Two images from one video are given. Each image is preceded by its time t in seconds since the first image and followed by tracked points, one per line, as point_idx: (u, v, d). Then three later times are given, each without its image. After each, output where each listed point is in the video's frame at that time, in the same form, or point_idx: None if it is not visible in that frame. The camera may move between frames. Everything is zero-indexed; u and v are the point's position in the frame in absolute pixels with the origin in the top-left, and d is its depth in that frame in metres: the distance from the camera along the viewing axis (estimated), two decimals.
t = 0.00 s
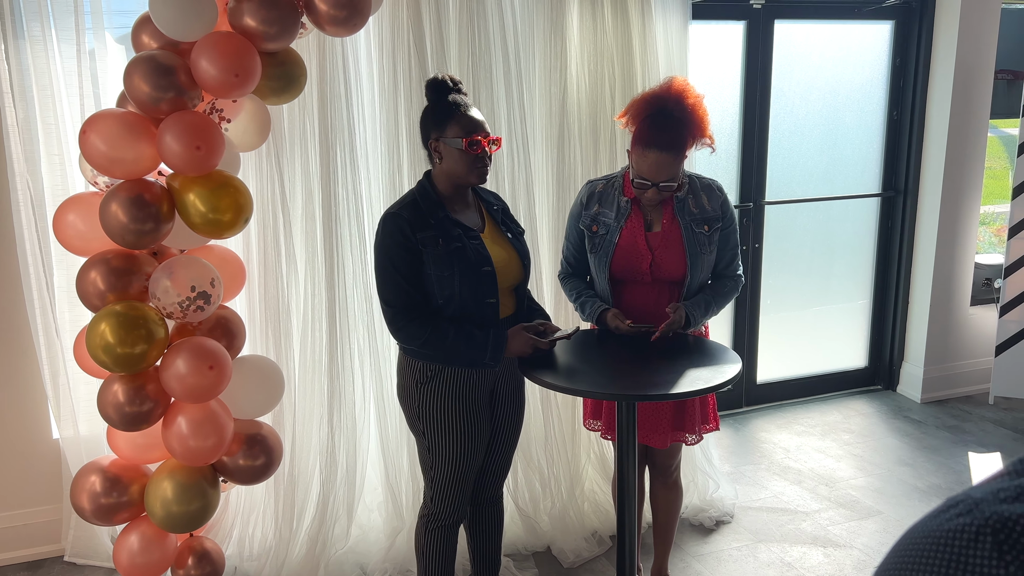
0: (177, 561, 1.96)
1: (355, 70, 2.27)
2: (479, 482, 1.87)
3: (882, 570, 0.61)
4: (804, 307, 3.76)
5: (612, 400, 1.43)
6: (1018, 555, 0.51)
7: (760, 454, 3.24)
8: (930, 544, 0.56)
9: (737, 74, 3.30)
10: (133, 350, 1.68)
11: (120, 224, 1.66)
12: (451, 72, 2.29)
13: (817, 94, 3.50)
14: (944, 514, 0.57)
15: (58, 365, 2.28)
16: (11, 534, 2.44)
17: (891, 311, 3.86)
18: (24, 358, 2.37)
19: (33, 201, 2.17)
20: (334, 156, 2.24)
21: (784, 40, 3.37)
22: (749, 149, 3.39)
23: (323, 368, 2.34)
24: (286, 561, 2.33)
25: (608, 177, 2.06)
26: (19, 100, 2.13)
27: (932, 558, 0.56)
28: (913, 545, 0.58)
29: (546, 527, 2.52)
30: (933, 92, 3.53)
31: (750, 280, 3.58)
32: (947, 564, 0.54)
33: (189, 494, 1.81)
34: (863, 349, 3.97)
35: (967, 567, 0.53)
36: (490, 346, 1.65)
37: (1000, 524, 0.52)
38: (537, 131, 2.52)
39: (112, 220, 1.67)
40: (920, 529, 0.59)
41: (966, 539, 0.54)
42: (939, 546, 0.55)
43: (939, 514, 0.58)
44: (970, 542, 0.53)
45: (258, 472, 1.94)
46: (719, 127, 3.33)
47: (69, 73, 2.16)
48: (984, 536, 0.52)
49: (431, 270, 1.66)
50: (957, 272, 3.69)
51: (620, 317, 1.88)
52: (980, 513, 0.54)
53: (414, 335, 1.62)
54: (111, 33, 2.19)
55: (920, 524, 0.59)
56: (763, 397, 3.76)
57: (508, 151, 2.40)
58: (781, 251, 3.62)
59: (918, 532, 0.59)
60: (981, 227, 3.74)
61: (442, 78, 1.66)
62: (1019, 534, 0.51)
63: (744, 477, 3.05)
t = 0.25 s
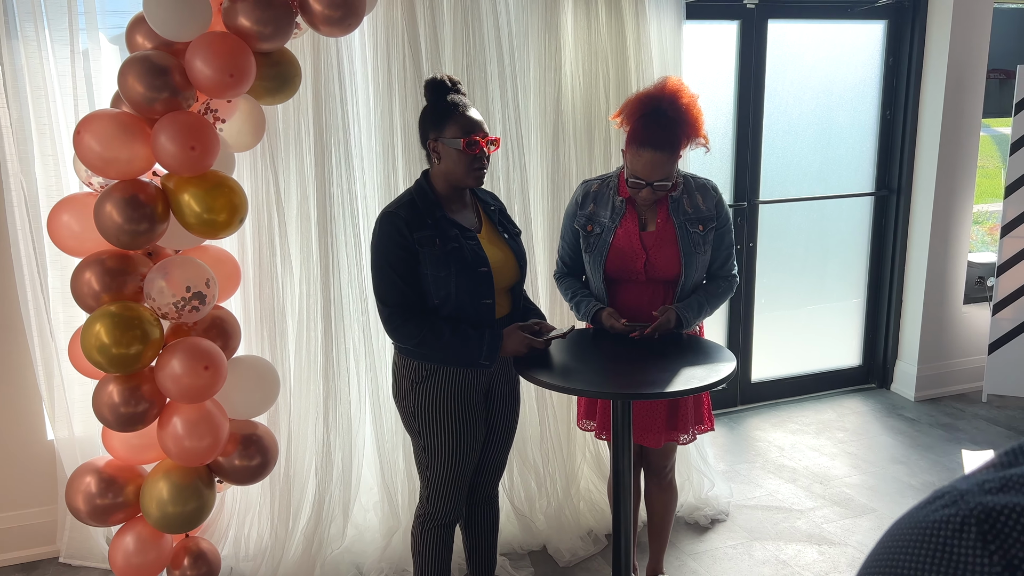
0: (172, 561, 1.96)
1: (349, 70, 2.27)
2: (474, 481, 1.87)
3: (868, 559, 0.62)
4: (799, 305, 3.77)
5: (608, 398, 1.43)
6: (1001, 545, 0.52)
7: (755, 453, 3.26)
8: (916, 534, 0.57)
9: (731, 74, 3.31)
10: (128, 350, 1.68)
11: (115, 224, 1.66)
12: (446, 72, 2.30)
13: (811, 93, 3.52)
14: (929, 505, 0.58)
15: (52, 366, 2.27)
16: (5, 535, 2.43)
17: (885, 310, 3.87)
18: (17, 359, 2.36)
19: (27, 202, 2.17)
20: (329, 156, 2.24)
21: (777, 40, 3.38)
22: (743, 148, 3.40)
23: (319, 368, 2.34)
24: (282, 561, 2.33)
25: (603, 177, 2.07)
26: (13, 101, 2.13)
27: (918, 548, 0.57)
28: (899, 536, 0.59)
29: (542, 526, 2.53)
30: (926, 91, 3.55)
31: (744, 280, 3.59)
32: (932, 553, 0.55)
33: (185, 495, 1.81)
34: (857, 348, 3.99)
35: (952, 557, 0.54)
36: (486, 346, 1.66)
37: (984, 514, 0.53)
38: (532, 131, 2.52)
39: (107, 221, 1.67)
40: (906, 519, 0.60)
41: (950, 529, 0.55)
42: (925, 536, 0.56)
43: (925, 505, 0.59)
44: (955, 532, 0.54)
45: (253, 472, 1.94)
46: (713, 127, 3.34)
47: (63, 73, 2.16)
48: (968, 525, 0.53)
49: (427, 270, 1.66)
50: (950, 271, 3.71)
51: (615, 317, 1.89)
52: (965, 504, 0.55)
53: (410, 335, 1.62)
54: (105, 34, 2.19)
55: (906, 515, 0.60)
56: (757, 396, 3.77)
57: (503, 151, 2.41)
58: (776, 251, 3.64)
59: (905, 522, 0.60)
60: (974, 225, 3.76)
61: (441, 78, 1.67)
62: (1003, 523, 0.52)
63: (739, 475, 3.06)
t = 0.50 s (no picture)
0: (168, 562, 1.96)
1: (345, 70, 2.27)
2: (470, 481, 1.88)
3: (857, 553, 0.63)
4: (794, 304, 3.79)
5: (604, 397, 1.44)
6: (989, 536, 0.53)
7: (750, 451, 3.27)
8: (905, 527, 0.58)
9: (726, 73, 3.32)
10: (124, 350, 1.68)
11: (110, 224, 1.66)
12: (442, 72, 2.30)
13: (805, 92, 3.53)
14: (919, 498, 0.59)
15: (48, 366, 2.27)
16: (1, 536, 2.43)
17: (879, 308, 3.89)
18: (12, 359, 2.36)
19: (22, 202, 2.16)
20: (325, 156, 2.25)
21: (772, 39, 3.39)
22: (738, 148, 3.41)
23: (315, 368, 2.34)
24: (279, 561, 2.33)
25: (600, 176, 2.07)
26: (7, 101, 2.12)
27: (907, 541, 0.57)
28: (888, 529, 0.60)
29: (538, 525, 2.53)
30: (920, 91, 3.56)
31: (740, 279, 3.60)
32: (921, 545, 0.56)
33: (181, 495, 1.81)
34: (851, 347, 4.01)
35: (940, 548, 0.55)
36: (483, 346, 1.66)
37: (972, 506, 0.53)
38: (528, 130, 2.52)
39: (102, 221, 1.67)
40: (895, 513, 0.60)
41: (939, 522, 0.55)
42: (914, 528, 0.57)
43: (914, 498, 0.59)
44: (943, 524, 0.55)
45: (249, 472, 1.94)
46: (708, 126, 3.35)
47: (58, 73, 2.16)
48: (957, 518, 0.54)
49: (426, 270, 1.66)
50: (944, 269, 3.73)
51: (611, 316, 1.89)
52: (953, 496, 0.55)
53: (407, 335, 1.63)
54: (100, 34, 2.18)
55: (895, 509, 0.61)
56: (753, 395, 3.79)
57: (498, 150, 2.41)
58: (771, 250, 3.65)
59: (894, 516, 0.60)
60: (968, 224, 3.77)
61: (445, 77, 1.67)
62: (990, 515, 0.53)
63: (734, 474, 3.07)
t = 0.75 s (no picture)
0: (166, 561, 1.96)
1: (342, 69, 2.27)
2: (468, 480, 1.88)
3: (850, 548, 0.63)
4: (791, 303, 3.79)
5: (603, 395, 1.44)
6: (979, 529, 0.53)
7: (748, 450, 3.27)
8: (897, 522, 0.58)
9: (723, 72, 3.33)
10: (121, 350, 1.67)
11: (107, 223, 1.66)
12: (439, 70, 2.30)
13: (802, 91, 3.53)
14: (911, 492, 0.59)
15: (44, 366, 2.27)
16: None
17: (876, 307, 3.90)
18: (9, 359, 2.35)
19: (19, 201, 2.16)
20: (322, 155, 2.24)
21: (769, 38, 3.40)
22: (735, 146, 3.41)
23: (312, 367, 2.34)
24: (276, 560, 2.33)
25: (598, 175, 2.08)
26: (4, 100, 2.12)
27: (899, 535, 0.57)
28: (880, 523, 0.60)
29: (536, 524, 2.53)
30: (916, 90, 3.57)
31: (737, 278, 3.60)
32: (914, 539, 0.56)
33: (179, 494, 1.81)
34: (848, 345, 4.01)
35: (932, 541, 0.55)
36: (481, 346, 1.66)
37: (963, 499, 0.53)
38: (525, 129, 2.52)
39: (99, 220, 1.66)
40: (888, 508, 0.60)
41: (931, 515, 0.55)
42: (906, 522, 0.57)
43: (906, 492, 0.59)
44: (935, 518, 0.55)
45: (247, 472, 1.93)
46: (705, 125, 3.35)
47: (54, 72, 2.15)
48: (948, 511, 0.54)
49: (426, 270, 1.66)
50: (941, 268, 3.74)
51: (609, 314, 1.89)
52: (945, 490, 0.55)
53: (406, 334, 1.63)
54: (96, 33, 2.18)
55: (887, 504, 0.61)
56: (750, 394, 3.79)
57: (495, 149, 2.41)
58: (768, 249, 3.66)
59: (886, 510, 0.60)
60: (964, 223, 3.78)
61: (449, 76, 1.67)
62: (981, 508, 0.53)
63: (732, 472, 3.07)
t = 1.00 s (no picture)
0: (163, 561, 1.95)
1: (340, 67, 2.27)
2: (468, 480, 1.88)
3: (844, 544, 0.63)
4: (789, 302, 3.80)
5: (601, 395, 1.44)
6: (971, 525, 0.52)
7: (746, 449, 3.27)
8: (889, 518, 0.57)
9: (721, 71, 3.33)
10: (117, 349, 1.67)
11: (104, 222, 1.65)
12: (437, 69, 2.30)
13: (800, 90, 3.54)
14: (903, 488, 0.58)
15: (41, 365, 2.26)
16: None
17: (874, 306, 3.90)
18: (5, 358, 2.34)
19: (15, 200, 2.15)
20: (320, 153, 2.24)
21: (767, 37, 3.40)
22: (734, 145, 3.41)
23: (310, 367, 2.34)
24: (274, 560, 2.33)
25: (597, 175, 2.07)
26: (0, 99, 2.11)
27: (891, 531, 0.57)
28: (873, 521, 0.59)
29: (534, 523, 2.53)
30: (914, 89, 3.57)
31: (735, 277, 3.61)
32: (905, 535, 0.55)
33: (176, 494, 1.81)
34: (846, 345, 4.02)
35: (923, 537, 0.54)
36: (481, 344, 1.66)
37: (954, 495, 0.53)
38: (524, 128, 2.52)
39: (96, 219, 1.66)
40: (881, 505, 0.60)
41: (923, 511, 0.55)
42: (898, 518, 0.57)
43: (898, 490, 0.59)
44: (926, 514, 0.54)
45: (244, 471, 1.93)
46: (703, 124, 3.35)
47: (51, 70, 2.14)
48: (939, 507, 0.54)
49: (425, 268, 1.66)
50: (939, 267, 3.74)
51: (607, 313, 1.89)
52: (937, 487, 0.55)
53: (405, 333, 1.62)
54: (93, 31, 2.17)
55: (880, 501, 0.60)
56: (748, 393, 3.79)
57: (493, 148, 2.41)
58: (766, 248, 3.66)
59: (879, 507, 0.60)
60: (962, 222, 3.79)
61: (446, 75, 1.66)
62: (972, 504, 0.53)
63: (730, 471, 3.07)
